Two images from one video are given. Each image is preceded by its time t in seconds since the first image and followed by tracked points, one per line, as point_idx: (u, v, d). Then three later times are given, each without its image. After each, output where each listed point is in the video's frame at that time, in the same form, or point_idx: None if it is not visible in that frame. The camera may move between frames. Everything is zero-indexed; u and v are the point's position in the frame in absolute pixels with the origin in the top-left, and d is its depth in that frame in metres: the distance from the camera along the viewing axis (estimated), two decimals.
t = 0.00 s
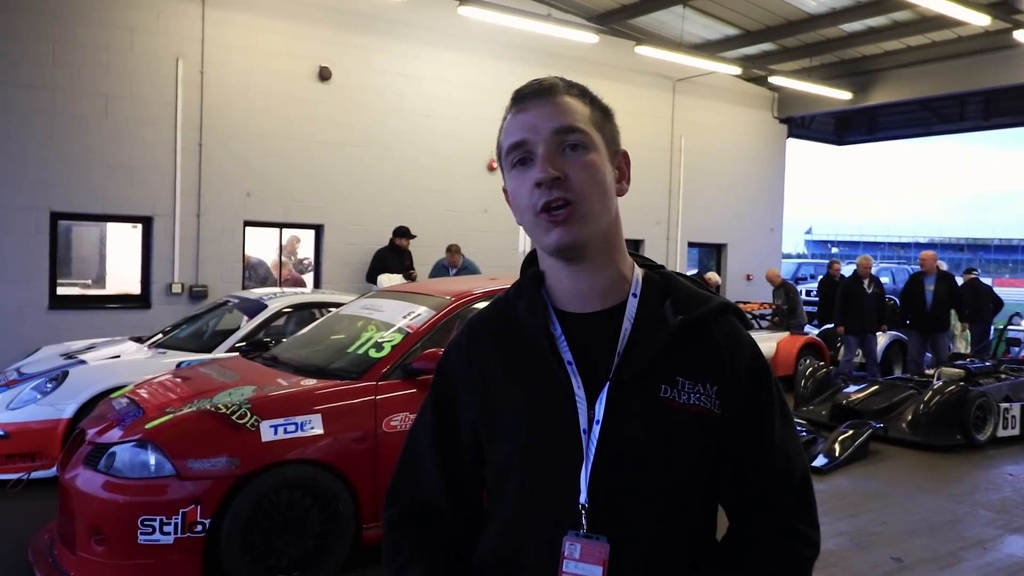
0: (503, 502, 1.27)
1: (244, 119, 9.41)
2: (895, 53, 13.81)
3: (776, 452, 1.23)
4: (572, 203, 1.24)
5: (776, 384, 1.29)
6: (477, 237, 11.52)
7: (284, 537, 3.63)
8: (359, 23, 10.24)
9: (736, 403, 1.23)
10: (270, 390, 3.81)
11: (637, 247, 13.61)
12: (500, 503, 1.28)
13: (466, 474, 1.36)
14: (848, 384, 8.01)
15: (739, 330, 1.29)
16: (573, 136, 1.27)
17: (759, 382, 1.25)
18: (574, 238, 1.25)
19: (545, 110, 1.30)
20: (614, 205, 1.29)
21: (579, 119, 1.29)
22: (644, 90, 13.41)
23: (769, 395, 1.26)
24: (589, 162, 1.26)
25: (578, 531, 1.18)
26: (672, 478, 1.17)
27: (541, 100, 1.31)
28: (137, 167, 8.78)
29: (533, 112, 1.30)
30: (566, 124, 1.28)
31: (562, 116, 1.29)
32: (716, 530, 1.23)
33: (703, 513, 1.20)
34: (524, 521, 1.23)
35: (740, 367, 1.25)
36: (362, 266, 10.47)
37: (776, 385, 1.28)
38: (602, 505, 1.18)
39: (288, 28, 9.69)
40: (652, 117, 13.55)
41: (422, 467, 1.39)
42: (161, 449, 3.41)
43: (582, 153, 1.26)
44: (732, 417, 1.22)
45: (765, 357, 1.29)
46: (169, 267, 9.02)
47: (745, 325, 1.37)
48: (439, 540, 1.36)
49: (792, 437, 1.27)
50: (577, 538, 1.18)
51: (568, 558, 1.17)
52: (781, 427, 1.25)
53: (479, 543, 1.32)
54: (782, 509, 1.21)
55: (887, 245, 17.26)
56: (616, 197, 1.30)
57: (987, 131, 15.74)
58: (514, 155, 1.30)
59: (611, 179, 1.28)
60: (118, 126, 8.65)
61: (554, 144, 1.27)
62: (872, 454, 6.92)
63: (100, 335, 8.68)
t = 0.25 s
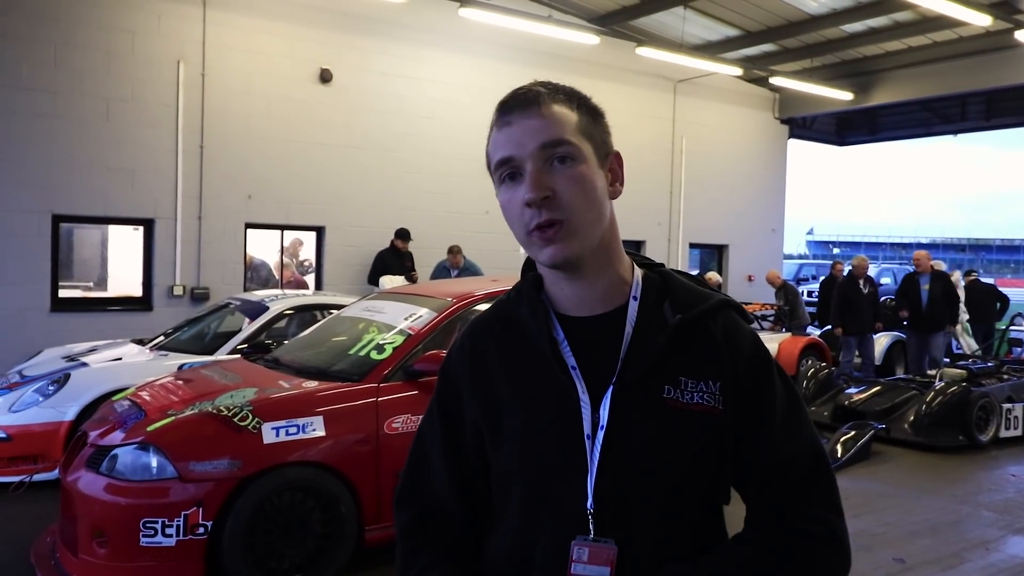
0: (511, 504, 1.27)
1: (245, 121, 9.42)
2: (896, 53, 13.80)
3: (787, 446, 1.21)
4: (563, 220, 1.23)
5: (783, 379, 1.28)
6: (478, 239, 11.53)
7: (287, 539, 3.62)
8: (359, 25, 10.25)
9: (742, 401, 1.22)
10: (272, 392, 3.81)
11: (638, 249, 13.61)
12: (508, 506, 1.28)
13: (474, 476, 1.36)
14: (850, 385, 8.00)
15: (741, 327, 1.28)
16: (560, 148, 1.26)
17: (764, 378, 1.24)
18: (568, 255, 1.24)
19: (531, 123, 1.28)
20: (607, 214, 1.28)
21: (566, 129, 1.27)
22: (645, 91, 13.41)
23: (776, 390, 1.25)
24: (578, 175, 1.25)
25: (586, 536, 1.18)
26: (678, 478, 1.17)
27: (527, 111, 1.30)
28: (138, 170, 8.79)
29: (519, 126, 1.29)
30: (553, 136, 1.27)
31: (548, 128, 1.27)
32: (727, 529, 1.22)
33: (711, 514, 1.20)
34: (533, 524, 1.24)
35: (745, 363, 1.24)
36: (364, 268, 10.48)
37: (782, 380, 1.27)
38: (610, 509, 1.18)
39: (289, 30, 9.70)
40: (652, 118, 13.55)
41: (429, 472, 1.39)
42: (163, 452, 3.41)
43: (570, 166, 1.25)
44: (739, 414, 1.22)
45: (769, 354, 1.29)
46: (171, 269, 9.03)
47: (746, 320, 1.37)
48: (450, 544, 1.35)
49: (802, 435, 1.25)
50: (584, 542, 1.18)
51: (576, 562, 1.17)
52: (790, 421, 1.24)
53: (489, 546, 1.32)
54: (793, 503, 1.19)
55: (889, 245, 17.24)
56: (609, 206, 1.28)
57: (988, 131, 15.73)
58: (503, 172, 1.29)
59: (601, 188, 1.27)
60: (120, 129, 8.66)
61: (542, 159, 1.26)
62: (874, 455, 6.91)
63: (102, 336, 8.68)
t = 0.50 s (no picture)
0: (512, 507, 1.28)
1: (246, 122, 9.43)
2: (898, 53, 13.79)
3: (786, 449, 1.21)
4: (559, 226, 1.23)
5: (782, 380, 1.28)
6: (480, 239, 11.53)
7: (288, 540, 3.63)
8: (361, 26, 10.26)
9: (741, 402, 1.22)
10: (273, 393, 3.81)
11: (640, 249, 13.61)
12: (509, 509, 1.29)
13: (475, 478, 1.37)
14: (851, 386, 8.00)
15: (740, 327, 1.28)
16: (554, 154, 1.26)
17: (763, 379, 1.24)
18: (565, 262, 1.25)
19: (524, 129, 1.28)
20: (603, 218, 1.27)
21: (559, 134, 1.27)
22: (646, 92, 13.41)
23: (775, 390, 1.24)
24: (572, 180, 1.25)
25: (588, 541, 1.18)
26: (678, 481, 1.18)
27: (521, 116, 1.30)
28: (140, 171, 8.80)
29: (513, 132, 1.29)
30: (547, 141, 1.26)
31: (542, 133, 1.27)
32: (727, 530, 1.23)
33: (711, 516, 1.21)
34: (534, 528, 1.24)
35: (743, 364, 1.24)
36: (366, 269, 10.48)
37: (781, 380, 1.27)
38: (610, 513, 1.19)
39: (290, 31, 9.70)
40: (654, 119, 13.55)
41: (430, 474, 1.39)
42: (165, 453, 3.42)
43: (564, 171, 1.25)
44: (739, 416, 1.22)
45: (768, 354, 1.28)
46: (173, 270, 9.03)
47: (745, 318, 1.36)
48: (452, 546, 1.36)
49: (803, 434, 1.25)
50: (585, 549, 1.17)
51: (578, 569, 1.16)
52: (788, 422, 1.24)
53: (491, 548, 1.33)
54: (790, 505, 1.19)
55: (891, 246, 17.22)
56: (605, 209, 1.28)
57: (990, 132, 15.71)
58: (498, 179, 1.30)
59: (597, 192, 1.27)
60: (122, 130, 8.67)
61: (536, 166, 1.26)
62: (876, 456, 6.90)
63: (104, 338, 8.69)
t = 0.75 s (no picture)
0: (513, 506, 1.28)
1: (248, 121, 9.43)
2: (900, 51, 13.77)
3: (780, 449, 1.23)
4: (563, 222, 1.23)
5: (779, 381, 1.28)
6: (481, 238, 11.53)
7: (290, 539, 3.63)
8: (362, 24, 10.25)
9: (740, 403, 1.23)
10: (275, 391, 3.82)
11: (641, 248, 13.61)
12: (510, 507, 1.29)
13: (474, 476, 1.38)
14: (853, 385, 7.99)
15: (740, 326, 1.28)
16: (559, 149, 1.25)
17: (761, 380, 1.25)
18: (568, 258, 1.25)
19: (531, 124, 1.28)
20: (607, 215, 1.27)
21: (565, 131, 1.26)
22: (648, 90, 13.39)
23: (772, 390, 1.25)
24: (576, 177, 1.24)
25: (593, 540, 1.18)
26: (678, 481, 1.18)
27: (527, 111, 1.29)
28: (142, 170, 8.81)
29: (519, 127, 1.29)
30: (551, 137, 1.26)
31: (547, 129, 1.26)
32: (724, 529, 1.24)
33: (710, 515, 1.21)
34: (535, 525, 1.25)
35: (742, 365, 1.25)
36: (367, 267, 10.48)
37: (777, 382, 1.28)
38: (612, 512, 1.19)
39: (292, 29, 9.70)
40: (655, 117, 13.54)
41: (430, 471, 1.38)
42: (167, 451, 3.42)
43: (569, 167, 1.25)
44: (738, 417, 1.22)
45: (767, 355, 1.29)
46: (174, 268, 9.04)
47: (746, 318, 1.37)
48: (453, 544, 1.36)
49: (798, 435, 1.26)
50: (596, 546, 1.16)
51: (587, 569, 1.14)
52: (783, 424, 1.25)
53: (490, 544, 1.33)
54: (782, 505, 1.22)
55: (893, 245, 17.22)
56: (609, 206, 1.28)
57: (993, 130, 15.68)
58: (502, 172, 1.29)
59: (602, 189, 1.27)
60: (124, 129, 8.67)
61: (541, 161, 1.26)
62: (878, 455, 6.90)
63: (106, 336, 8.70)
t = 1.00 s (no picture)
0: (516, 506, 1.28)
1: (249, 120, 9.43)
2: (902, 51, 13.76)
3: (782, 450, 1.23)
4: (530, 235, 1.23)
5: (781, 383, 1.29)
6: (483, 238, 11.53)
7: (292, 538, 3.64)
8: (364, 24, 10.25)
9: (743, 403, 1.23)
10: (277, 391, 3.82)
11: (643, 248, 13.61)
12: (513, 508, 1.29)
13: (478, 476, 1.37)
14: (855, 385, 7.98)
15: (743, 328, 1.28)
16: (535, 161, 1.24)
17: (763, 381, 1.25)
18: (537, 271, 1.25)
19: (513, 132, 1.27)
20: (587, 227, 1.25)
21: (546, 140, 1.24)
22: (649, 90, 13.39)
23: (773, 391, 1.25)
24: (549, 190, 1.23)
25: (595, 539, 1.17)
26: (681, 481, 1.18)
27: (514, 118, 1.28)
28: (144, 169, 8.81)
29: (502, 134, 1.29)
30: (530, 148, 1.24)
31: (526, 139, 1.25)
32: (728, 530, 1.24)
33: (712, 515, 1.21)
34: (538, 527, 1.25)
35: (745, 367, 1.25)
36: (369, 267, 10.48)
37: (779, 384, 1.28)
38: (615, 512, 1.19)
39: (294, 29, 9.71)
40: (657, 117, 13.53)
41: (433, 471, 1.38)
42: (168, 450, 3.42)
43: (543, 179, 1.23)
44: (741, 418, 1.22)
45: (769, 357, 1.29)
46: (176, 268, 9.05)
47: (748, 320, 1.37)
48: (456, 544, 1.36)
49: (799, 437, 1.27)
50: (594, 547, 1.15)
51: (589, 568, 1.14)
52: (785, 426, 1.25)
53: (493, 544, 1.33)
54: (786, 506, 1.22)
55: (894, 245, 17.22)
56: (592, 218, 1.25)
57: (995, 130, 15.66)
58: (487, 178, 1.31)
59: (582, 201, 1.24)
60: (126, 129, 8.68)
61: (517, 172, 1.26)
62: (880, 456, 6.89)
63: (108, 336, 8.71)
